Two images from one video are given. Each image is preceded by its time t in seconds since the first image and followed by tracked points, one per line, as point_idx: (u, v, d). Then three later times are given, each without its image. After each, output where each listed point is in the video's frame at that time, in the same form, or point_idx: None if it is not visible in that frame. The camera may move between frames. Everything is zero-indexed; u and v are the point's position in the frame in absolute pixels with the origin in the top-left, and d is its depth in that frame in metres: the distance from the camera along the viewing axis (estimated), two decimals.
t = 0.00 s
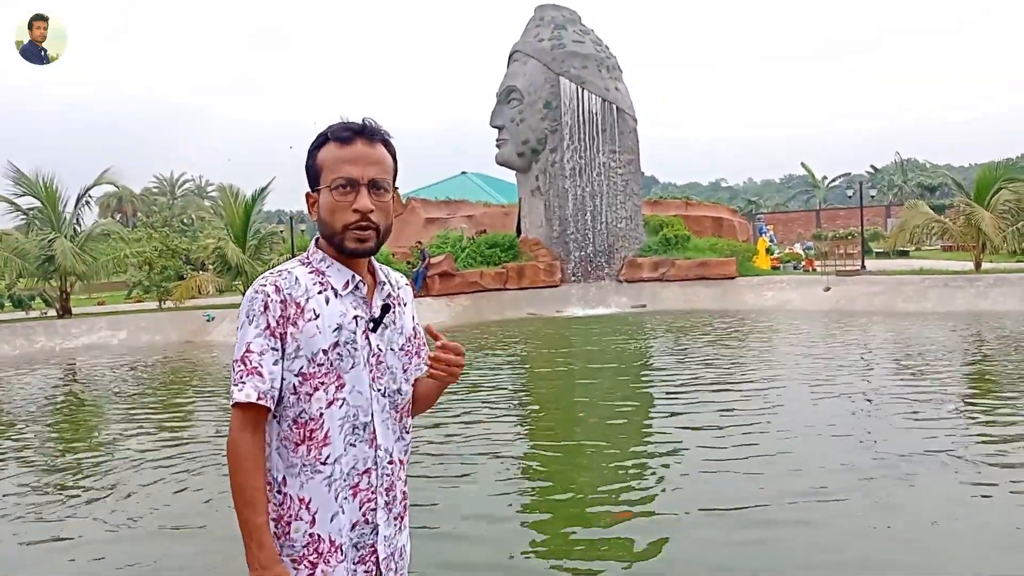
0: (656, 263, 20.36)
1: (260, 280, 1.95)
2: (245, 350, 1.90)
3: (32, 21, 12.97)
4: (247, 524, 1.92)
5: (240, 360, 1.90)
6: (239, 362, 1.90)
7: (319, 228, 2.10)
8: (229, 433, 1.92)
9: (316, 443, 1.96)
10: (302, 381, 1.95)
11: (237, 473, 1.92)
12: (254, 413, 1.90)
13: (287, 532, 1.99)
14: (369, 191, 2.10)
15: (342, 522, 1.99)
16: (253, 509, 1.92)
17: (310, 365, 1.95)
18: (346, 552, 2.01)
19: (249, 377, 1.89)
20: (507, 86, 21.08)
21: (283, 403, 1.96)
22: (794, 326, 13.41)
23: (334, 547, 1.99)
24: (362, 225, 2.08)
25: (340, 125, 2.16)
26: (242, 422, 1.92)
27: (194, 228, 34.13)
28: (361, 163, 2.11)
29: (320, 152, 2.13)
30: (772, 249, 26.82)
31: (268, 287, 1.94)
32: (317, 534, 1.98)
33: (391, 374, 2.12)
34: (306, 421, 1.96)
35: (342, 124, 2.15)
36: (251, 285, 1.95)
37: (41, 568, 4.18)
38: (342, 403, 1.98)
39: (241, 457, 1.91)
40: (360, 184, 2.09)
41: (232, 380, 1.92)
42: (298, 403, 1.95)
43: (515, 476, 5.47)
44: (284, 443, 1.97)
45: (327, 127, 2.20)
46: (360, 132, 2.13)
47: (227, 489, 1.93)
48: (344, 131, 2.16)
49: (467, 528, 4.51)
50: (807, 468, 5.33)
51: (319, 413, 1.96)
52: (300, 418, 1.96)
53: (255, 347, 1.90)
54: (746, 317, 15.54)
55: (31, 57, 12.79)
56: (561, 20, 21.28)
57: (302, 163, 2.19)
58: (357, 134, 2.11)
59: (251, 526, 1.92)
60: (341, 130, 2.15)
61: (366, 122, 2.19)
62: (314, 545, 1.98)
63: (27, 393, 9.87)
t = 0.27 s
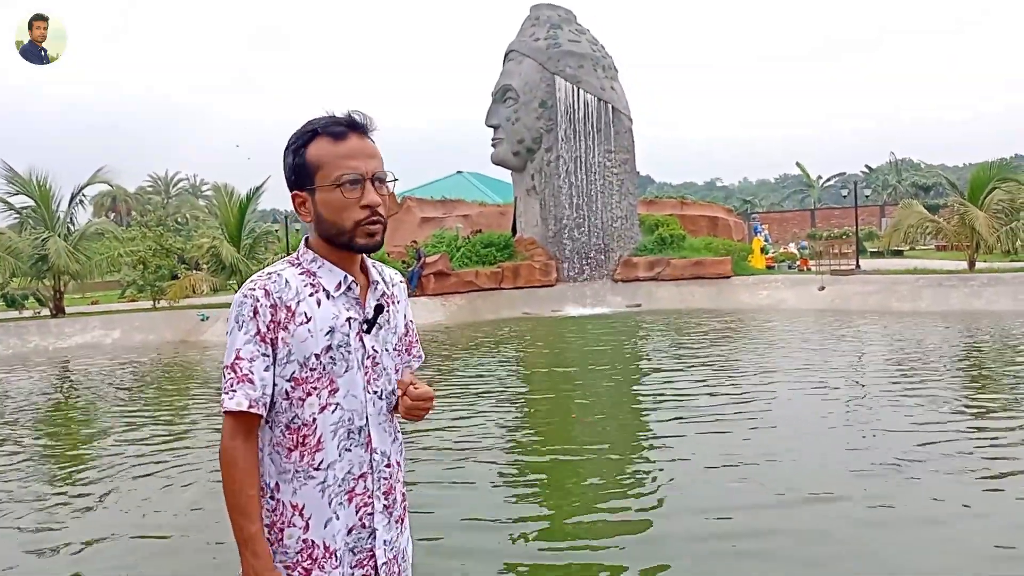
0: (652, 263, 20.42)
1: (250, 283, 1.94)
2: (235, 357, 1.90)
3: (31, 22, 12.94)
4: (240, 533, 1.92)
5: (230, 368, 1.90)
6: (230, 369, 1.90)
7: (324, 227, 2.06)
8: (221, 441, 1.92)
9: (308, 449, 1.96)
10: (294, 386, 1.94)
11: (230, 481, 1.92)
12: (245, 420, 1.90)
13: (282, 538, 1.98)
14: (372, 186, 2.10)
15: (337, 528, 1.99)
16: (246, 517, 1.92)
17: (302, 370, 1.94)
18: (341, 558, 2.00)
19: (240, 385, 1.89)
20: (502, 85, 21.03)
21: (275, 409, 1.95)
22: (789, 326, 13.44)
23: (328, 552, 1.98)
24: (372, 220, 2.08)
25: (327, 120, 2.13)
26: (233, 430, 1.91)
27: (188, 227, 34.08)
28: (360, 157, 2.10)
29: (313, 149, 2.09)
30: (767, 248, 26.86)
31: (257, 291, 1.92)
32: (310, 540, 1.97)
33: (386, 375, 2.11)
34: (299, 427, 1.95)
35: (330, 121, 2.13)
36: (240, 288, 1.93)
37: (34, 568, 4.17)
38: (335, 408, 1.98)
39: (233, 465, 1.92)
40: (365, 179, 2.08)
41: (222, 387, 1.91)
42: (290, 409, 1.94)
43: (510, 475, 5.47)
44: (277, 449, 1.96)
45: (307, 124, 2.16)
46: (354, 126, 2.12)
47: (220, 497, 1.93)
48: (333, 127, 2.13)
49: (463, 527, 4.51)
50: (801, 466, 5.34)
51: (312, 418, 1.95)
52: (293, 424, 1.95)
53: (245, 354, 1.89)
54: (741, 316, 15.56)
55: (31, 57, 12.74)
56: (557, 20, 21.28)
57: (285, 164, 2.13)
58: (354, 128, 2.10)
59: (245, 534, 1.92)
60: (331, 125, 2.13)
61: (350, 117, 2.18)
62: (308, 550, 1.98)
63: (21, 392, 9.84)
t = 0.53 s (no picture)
0: (651, 262, 20.45)
1: (243, 281, 1.92)
2: (232, 356, 1.88)
3: (31, 21, 12.92)
4: (244, 535, 1.90)
5: (228, 367, 1.88)
6: (228, 369, 1.88)
7: (329, 224, 2.06)
8: (220, 441, 1.89)
9: (309, 445, 1.96)
10: (293, 383, 1.94)
11: (231, 483, 1.89)
12: (244, 419, 1.88)
13: (284, 536, 1.98)
14: (375, 181, 2.11)
15: (339, 523, 1.99)
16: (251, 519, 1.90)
17: (301, 366, 1.94)
18: (344, 553, 2.00)
19: (239, 384, 1.87)
20: (501, 83, 21.01)
21: (274, 406, 1.95)
22: (786, 325, 13.45)
23: (331, 548, 1.98)
24: (377, 215, 2.10)
25: (322, 115, 2.11)
26: (232, 431, 1.89)
27: (186, 224, 34.06)
28: (361, 153, 2.10)
29: (313, 145, 2.07)
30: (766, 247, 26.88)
31: (252, 288, 1.91)
32: (312, 536, 1.97)
33: (384, 367, 2.12)
34: (299, 423, 1.95)
35: (326, 116, 2.11)
36: (235, 285, 1.92)
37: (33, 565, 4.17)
38: (335, 403, 1.98)
39: (234, 467, 1.89)
40: (370, 176, 2.09)
41: (219, 386, 1.89)
42: (289, 405, 1.95)
43: (508, 473, 5.48)
44: (276, 447, 1.96)
45: (297, 118, 2.12)
46: (351, 121, 2.12)
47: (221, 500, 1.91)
48: (329, 122, 2.11)
49: (462, 525, 4.51)
50: (799, 465, 5.36)
51: (312, 414, 1.96)
52: (293, 421, 1.95)
53: (244, 352, 1.88)
54: (740, 315, 15.58)
55: (32, 56, 12.73)
56: (556, 18, 21.28)
57: (280, 159, 2.09)
58: (353, 123, 2.10)
59: (248, 535, 1.90)
60: (326, 121, 2.11)
61: (341, 111, 2.17)
62: (310, 547, 1.97)
63: (19, 388, 9.84)
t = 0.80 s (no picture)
0: (650, 263, 20.40)
1: (235, 287, 1.92)
2: (228, 363, 1.88)
3: (31, 19, 12.92)
4: (249, 541, 1.90)
5: (223, 375, 1.88)
6: (223, 378, 1.88)
7: (331, 224, 2.06)
8: (217, 449, 1.89)
9: (314, 448, 1.96)
10: (293, 387, 1.94)
11: (233, 491, 1.89)
12: (242, 426, 1.88)
13: (295, 541, 1.98)
14: (375, 183, 2.13)
15: (349, 525, 2.00)
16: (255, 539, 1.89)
17: (300, 369, 1.94)
18: (356, 554, 2.01)
19: (235, 391, 1.87)
20: (502, 84, 21.02)
21: (274, 411, 1.95)
22: (786, 327, 13.46)
23: (344, 550, 1.99)
24: (377, 216, 2.12)
25: (322, 115, 2.11)
26: (229, 437, 1.89)
27: (186, 223, 34.06)
28: (362, 155, 2.12)
29: (315, 145, 2.07)
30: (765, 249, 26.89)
31: (245, 294, 1.91)
32: (325, 539, 1.98)
33: (381, 364, 2.13)
34: (301, 427, 1.95)
35: (326, 115, 2.11)
36: (227, 292, 1.91)
37: (33, 563, 4.17)
38: (336, 404, 1.98)
39: (233, 475, 1.89)
40: (370, 177, 2.11)
41: (215, 394, 1.89)
42: (290, 409, 1.94)
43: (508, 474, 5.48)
44: (280, 452, 1.96)
45: (294, 117, 2.11)
46: (351, 122, 2.12)
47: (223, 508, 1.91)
48: (328, 122, 2.11)
49: (462, 526, 4.52)
50: (798, 467, 5.36)
51: (314, 417, 1.95)
52: (295, 425, 1.95)
53: (239, 359, 1.87)
54: (739, 317, 15.59)
55: (32, 56, 12.72)
56: (557, 19, 21.29)
57: (279, 158, 2.08)
58: (354, 124, 2.11)
59: (252, 540, 1.89)
60: (327, 120, 2.11)
61: (339, 111, 2.17)
62: (324, 550, 1.98)
63: (18, 386, 9.85)
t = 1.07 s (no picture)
0: (649, 263, 20.42)
1: (233, 287, 1.93)
2: (223, 363, 1.89)
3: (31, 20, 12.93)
4: (254, 524, 1.90)
5: (218, 375, 1.88)
6: (218, 377, 1.88)
7: (325, 227, 2.07)
8: (209, 446, 1.91)
9: (312, 446, 1.97)
10: (291, 386, 1.95)
11: (228, 484, 1.91)
12: (235, 425, 1.89)
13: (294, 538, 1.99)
14: (370, 186, 2.13)
15: (350, 523, 2.00)
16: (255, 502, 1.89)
17: (298, 369, 1.95)
18: (357, 552, 2.02)
19: (227, 391, 1.87)
20: (502, 84, 21.04)
21: (271, 409, 1.96)
22: (785, 327, 13.47)
23: (343, 549, 2.00)
24: (371, 219, 2.12)
25: (318, 118, 2.11)
26: (222, 435, 1.90)
27: (186, 224, 34.08)
28: (357, 158, 2.12)
29: (310, 148, 2.07)
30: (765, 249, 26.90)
31: (243, 294, 1.91)
32: (323, 538, 1.98)
33: (381, 363, 2.13)
34: (300, 425, 1.96)
35: (321, 118, 2.11)
36: (225, 292, 1.92)
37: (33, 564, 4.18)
38: (335, 403, 1.98)
39: (228, 467, 1.90)
40: (365, 181, 2.11)
41: (210, 392, 1.89)
42: (289, 408, 1.95)
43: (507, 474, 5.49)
44: (279, 450, 1.97)
45: (292, 120, 2.12)
46: (347, 125, 2.12)
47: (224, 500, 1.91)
48: (324, 125, 2.12)
49: (461, 525, 4.52)
50: (797, 466, 5.37)
51: (312, 416, 1.96)
52: (294, 423, 1.96)
53: (233, 360, 1.88)
54: (739, 317, 15.59)
55: (32, 55, 12.73)
56: (557, 19, 21.31)
57: (274, 161, 2.09)
58: (349, 128, 2.11)
59: (258, 523, 1.90)
60: (323, 123, 2.11)
61: (336, 114, 2.17)
62: (322, 549, 1.99)
63: (19, 387, 9.85)
